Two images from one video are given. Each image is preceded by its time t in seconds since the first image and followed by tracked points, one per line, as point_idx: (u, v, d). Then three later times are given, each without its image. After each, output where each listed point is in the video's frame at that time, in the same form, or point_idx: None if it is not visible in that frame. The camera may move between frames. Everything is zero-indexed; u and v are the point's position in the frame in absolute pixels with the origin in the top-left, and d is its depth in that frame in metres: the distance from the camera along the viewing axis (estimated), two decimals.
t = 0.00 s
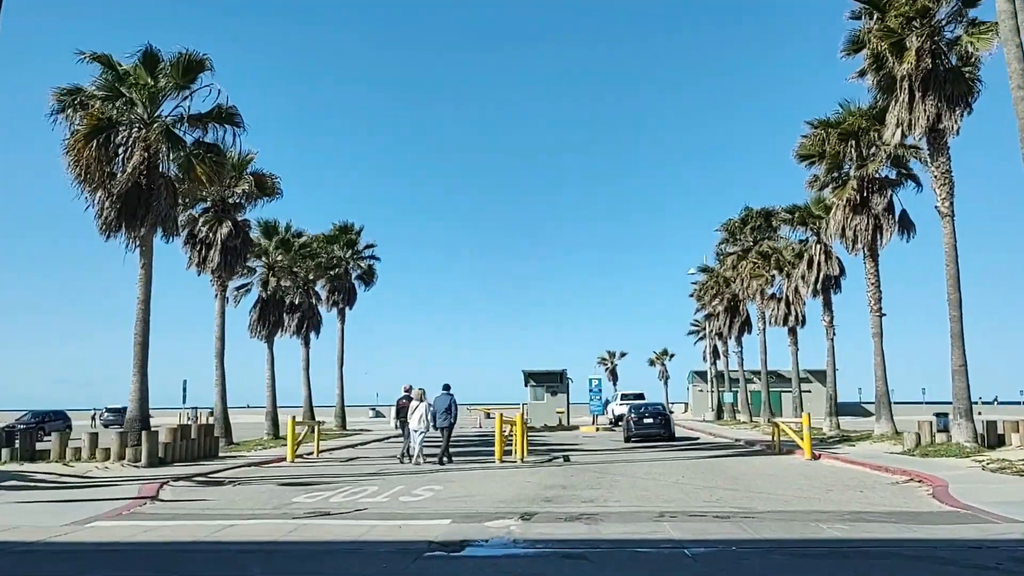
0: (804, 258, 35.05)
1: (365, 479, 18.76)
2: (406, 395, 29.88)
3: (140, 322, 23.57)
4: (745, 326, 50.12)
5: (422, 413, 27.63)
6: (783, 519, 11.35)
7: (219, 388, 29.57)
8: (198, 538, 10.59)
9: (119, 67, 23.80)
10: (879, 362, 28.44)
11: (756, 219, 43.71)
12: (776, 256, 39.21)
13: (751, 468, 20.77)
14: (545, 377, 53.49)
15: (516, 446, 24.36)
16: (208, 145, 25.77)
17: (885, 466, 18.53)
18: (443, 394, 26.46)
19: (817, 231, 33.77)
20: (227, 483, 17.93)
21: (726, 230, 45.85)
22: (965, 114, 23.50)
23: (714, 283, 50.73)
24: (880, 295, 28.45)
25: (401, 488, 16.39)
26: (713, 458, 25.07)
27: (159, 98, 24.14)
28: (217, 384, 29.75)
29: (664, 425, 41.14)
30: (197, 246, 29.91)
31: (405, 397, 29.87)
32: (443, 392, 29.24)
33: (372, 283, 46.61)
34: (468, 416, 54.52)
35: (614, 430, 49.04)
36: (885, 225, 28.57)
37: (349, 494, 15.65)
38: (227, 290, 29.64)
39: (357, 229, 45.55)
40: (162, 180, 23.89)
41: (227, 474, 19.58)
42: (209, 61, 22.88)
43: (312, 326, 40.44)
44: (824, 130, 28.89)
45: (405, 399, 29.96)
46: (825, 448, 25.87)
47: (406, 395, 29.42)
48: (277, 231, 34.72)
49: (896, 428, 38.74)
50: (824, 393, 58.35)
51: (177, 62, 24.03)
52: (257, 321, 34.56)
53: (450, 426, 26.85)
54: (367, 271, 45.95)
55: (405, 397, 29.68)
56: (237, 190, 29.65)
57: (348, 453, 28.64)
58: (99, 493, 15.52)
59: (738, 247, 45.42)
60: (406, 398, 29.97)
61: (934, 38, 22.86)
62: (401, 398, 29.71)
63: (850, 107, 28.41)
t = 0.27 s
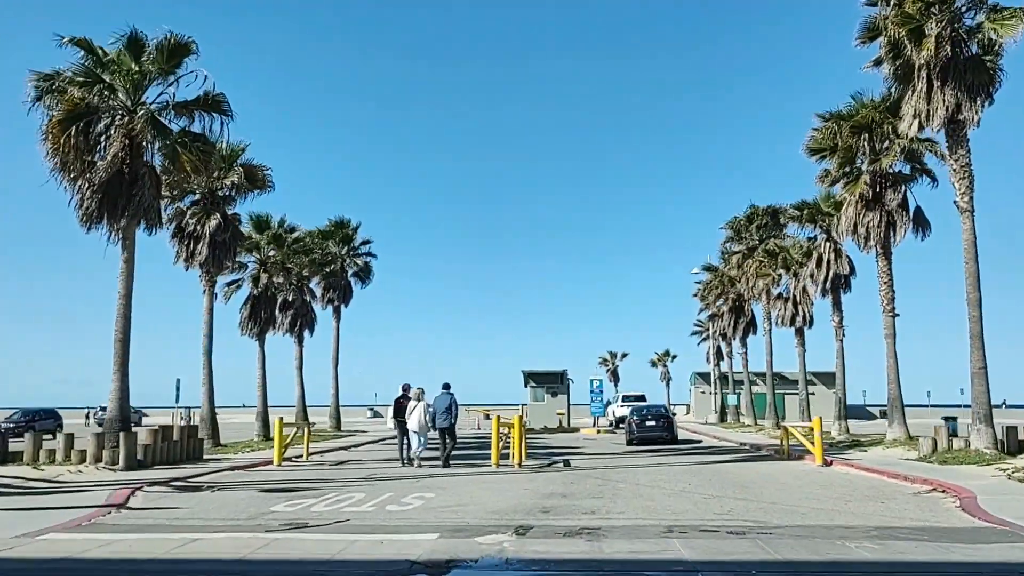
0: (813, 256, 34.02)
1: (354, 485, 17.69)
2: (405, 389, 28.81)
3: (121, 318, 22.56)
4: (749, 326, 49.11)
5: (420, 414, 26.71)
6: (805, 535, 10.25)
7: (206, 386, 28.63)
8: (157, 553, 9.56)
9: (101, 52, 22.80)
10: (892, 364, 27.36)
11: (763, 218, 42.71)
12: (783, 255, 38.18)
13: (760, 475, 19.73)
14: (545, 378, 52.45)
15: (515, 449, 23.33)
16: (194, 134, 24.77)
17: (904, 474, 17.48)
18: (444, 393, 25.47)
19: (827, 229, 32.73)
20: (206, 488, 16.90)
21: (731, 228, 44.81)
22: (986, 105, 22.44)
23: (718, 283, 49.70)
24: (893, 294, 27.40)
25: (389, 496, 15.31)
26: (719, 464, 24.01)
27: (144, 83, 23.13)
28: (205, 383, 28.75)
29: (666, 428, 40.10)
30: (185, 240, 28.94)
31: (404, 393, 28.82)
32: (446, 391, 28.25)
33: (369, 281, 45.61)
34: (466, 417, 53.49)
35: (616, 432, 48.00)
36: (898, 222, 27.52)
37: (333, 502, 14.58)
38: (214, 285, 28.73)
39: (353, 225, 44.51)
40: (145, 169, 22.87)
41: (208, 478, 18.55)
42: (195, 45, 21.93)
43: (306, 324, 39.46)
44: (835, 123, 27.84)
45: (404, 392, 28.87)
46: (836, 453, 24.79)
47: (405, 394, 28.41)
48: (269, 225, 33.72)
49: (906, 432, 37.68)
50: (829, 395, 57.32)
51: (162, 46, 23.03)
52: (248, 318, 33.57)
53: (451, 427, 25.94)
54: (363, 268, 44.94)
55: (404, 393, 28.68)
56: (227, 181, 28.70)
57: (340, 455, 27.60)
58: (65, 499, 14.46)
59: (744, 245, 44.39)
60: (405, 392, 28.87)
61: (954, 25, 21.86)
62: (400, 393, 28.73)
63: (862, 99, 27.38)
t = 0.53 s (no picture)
0: (824, 247, 33.04)
1: (349, 491, 16.75)
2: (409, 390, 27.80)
3: (107, 319, 21.63)
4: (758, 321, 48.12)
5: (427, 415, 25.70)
6: (837, 541, 9.28)
7: (199, 390, 27.78)
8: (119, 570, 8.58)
9: (83, 43, 21.93)
10: (909, 356, 26.35)
11: (771, 209, 41.79)
12: (793, 246, 37.21)
13: (777, 474, 18.72)
14: (550, 377, 51.51)
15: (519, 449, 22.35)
16: (180, 127, 23.84)
17: (931, 472, 16.47)
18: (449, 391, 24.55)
19: (838, 218, 31.77)
20: (191, 496, 15.94)
21: (738, 220, 43.81)
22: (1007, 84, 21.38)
23: (725, 277, 48.73)
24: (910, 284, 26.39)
25: (384, 503, 14.36)
26: (732, 462, 23.04)
27: (128, 75, 22.28)
28: (199, 386, 27.86)
29: (675, 426, 39.10)
30: (176, 239, 28.05)
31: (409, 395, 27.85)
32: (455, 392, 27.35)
33: (369, 280, 44.70)
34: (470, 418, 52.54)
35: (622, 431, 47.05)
36: (914, 208, 26.49)
37: (324, 510, 13.63)
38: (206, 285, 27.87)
39: (352, 223, 43.58)
40: (130, 165, 21.95)
41: (195, 485, 17.60)
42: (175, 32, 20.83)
43: (304, 325, 38.58)
44: (846, 107, 26.84)
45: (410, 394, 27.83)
46: (854, 449, 23.80)
47: (412, 390, 27.34)
48: (263, 223, 32.82)
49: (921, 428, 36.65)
50: (839, 390, 56.31)
51: (146, 37, 22.14)
52: (242, 319, 32.74)
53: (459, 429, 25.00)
54: (363, 267, 44.04)
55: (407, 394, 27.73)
56: (218, 177, 27.75)
57: (338, 459, 26.69)
58: (38, 509, 13.52)
59: (751, 238, 43.39)
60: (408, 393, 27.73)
61: None
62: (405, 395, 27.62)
63: (874, 82, 26.39)
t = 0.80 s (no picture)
0: (832, 207, 32.06)
1: (337, 459, 15.96)
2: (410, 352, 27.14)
3: (87, 281, 20.80)
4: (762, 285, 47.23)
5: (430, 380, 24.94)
6: (860, 516, 8.44)
7: (188, 355, 27.10)
8: (66, 551, 7.70)
9: None
10: (920, 319, 25.48)
11: (777, 169, 40.74)
12: (799, 207, 36.21)
13: (785, 440, 17.91)
14: (550, 342, 50.78)
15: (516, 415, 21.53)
16: (163, 80, 22.83)
17: (949, 439, 15.63)
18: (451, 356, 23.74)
19: (847, 176, 30.76)
20: (170, 465, 15.14)
21: (743, 180, 42.70)
22: None
23: (729, 240, 47.77)
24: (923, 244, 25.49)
25: (371, 472, 13.55)
26: (737, 428, 22.26)
27: (106, 25, 20.96)
28: (188, 351, 27.11)
29: (677, 391, 38.41)
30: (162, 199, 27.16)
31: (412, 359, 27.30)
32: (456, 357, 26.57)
33: (365, 243, 43.81)
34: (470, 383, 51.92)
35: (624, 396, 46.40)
36: (929, 165, 25.46)
37: (307, 480, 12.82)
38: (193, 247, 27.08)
39: (347, 184, 42.50)
40: (109, 119, 20.88)
41: (177, 453, 16.83)
42: None
43: (298, 289, 37.78)
44: (860, 60, 25.70)
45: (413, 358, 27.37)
46: (863, 415, 23.02)
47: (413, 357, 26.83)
48: (253, 183, 31.87)
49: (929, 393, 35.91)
50: (843, 355, 55.65)
51: None
52: (233, 282, 32.02)
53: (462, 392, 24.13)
54: (358, 230, 43.14)
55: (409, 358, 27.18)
56: (204, 134, 26.90)
57: (331, 425, 25.99)
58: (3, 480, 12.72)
59: (757, 199, 42.37)
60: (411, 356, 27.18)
61: None
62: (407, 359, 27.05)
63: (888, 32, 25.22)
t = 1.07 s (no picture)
0: (834, 166, 31.36)
1: (329, 434, 15.51)
2: (412, 321, 27.03)
3: (70, 254, 20.22)
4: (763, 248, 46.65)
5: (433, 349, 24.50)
6: (874, 488, 7.95)
7: (180, 329, 26.60)
8: (30, 540, 7.23)
9: None
10: (926, 279, 24.93)
11: (777, 129, 39.94)
12: (800, 168, 35.51)
13: (790, 406, 17.46)
14: (549, 309, 50.32)
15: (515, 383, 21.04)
16: (142, 47, 22.12)
17: (959, 402, 15.16)
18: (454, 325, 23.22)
19: (850, 135, 30.03)
20: (157, 443, 14.69)
21: (742, 141, 41.89)
22: None
23: (729, 203, 47.09)
24: (928, 202, 24.88)
25: (363, 448, 13.09)
26: (739, 394, 21.82)
27: None
28: (180, 324, 26.65)
29: (678, 356, 38.03)
30: (149, 171, 26.49)
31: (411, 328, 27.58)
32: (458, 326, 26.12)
33: (360, 213, 43.11)
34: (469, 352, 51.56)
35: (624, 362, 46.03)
36: (935, 121, 24.70)
37: (295, 457, 12.37)
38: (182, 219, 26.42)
39: (341, 152, 41.65)
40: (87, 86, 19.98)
41: (166, 430, 16.38)
42: None
43: (292, 260, 37.19)
44: (863, 13, 24.91)
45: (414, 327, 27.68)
46: (868, 378, 22.57)
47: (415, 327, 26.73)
48: (243, 153, 31.11)
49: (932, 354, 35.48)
50: (844, 318, 55.25)
51: None
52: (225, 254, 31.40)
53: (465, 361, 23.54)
54: (353, 199, 42.42)
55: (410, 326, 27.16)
56: (189, 104, 26.05)
57: (327, 398, 25.57)
58: None
59: (757, 160, 41.63)
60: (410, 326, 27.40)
61: None
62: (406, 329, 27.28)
63: None
